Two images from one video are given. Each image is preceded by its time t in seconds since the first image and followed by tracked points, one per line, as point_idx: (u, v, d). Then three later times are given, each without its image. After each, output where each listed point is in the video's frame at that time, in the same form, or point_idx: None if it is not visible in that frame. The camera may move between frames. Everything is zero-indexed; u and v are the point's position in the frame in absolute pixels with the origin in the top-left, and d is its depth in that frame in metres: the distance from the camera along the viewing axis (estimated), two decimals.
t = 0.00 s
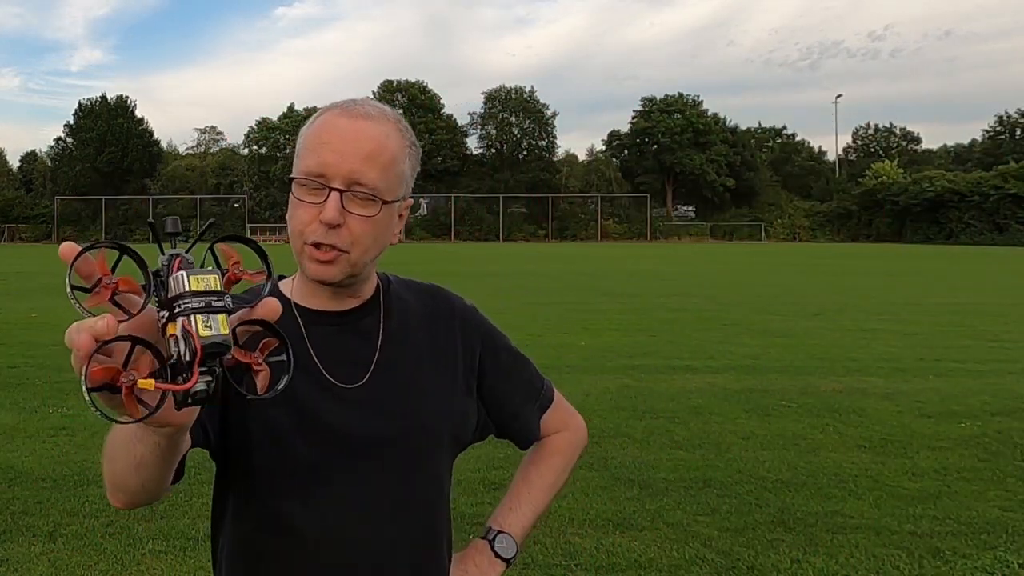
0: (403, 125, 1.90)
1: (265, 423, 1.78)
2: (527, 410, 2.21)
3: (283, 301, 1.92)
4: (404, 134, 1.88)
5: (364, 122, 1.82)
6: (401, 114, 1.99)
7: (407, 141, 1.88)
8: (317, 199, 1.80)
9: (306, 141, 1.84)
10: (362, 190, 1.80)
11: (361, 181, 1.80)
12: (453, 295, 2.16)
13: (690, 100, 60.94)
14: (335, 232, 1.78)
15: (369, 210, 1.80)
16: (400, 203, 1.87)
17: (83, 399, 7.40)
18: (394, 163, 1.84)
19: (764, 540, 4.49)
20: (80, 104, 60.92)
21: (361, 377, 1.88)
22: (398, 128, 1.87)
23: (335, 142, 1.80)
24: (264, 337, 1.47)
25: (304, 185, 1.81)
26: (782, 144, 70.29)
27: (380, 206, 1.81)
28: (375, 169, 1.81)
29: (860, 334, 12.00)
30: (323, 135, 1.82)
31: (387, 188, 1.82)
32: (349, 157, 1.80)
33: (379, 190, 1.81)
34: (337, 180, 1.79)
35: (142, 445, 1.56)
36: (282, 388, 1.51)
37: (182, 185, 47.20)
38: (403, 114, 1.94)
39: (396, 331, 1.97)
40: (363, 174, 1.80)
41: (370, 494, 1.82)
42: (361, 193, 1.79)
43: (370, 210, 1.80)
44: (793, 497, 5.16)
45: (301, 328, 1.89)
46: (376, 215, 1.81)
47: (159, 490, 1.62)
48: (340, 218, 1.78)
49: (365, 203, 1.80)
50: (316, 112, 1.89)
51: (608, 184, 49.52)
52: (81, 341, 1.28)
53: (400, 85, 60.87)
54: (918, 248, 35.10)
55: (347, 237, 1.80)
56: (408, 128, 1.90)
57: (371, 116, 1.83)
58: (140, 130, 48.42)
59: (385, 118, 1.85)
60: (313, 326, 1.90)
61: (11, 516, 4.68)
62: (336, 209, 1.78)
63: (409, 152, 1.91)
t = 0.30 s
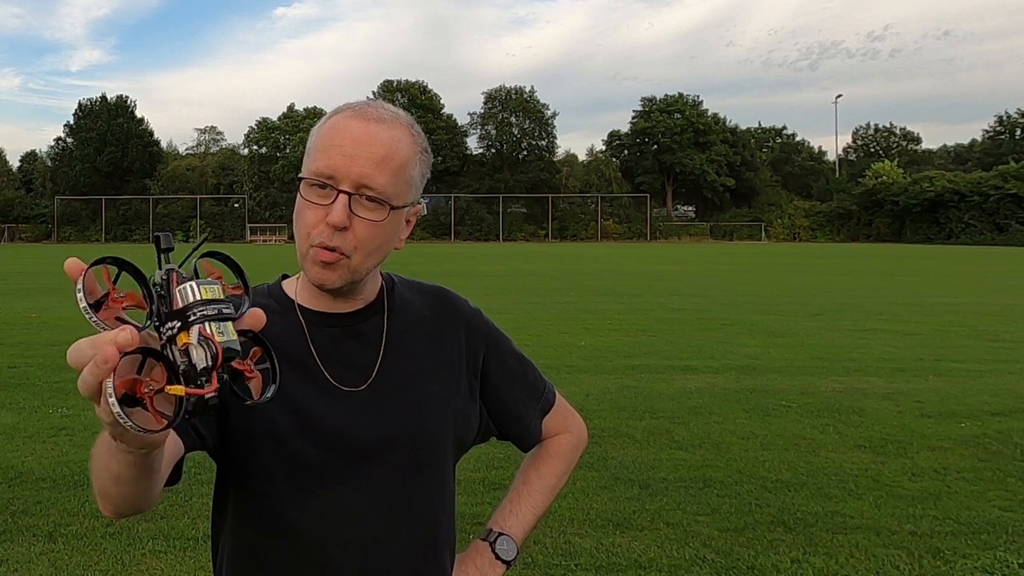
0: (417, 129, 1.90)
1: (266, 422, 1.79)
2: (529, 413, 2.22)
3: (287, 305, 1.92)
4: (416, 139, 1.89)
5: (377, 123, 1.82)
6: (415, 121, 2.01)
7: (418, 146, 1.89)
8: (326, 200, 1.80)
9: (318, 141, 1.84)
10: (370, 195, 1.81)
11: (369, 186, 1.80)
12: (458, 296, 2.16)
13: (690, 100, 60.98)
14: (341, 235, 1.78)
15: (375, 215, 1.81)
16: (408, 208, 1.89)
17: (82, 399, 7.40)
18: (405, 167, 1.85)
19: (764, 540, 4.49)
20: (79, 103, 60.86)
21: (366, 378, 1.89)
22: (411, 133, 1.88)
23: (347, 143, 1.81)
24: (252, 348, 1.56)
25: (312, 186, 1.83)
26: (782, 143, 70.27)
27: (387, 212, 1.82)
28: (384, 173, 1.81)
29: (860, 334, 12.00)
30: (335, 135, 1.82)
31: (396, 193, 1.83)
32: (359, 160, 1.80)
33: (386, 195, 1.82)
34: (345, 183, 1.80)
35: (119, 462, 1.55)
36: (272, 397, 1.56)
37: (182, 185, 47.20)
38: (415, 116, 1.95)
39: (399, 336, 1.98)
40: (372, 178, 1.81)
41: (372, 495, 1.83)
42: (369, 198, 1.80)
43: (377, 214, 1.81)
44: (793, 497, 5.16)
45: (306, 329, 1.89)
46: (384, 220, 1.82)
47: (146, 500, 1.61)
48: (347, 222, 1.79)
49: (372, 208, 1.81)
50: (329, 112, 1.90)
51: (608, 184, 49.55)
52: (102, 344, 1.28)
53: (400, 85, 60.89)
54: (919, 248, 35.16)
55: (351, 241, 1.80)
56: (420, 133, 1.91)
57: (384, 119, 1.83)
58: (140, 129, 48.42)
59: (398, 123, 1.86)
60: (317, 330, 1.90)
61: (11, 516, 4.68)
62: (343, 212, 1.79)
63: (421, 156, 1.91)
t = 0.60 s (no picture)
0: (444, 140, 1.92)
1: (272, 422, 1.79)
2: (533, 417, 2.23)
3: (293, 302, 1.91)
4: (443, 149, 1.91)
5: (405, 128, 1.84)
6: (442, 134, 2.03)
7: (444, 156, 1.91)
8: (344, 199, 1.81)
9: (343, 140, 1.87)
10: (390, 199, 1.81)
11: (390, 189, 1.81)
12: (465, 299, 2.16)
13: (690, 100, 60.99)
14: (358, 234, 1.78)
15: (394, 219, 1.81)
16: (427, 216, 1.89)
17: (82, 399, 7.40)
18: (428, 175, 1.87)
19: (764, 540, 4.49)
20: (79, 104, 60.87)
21: (373, 380, 1.88)
22: (439, 141, 1.90)
23: (373, 144, 1.83)
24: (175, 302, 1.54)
25: (333, 183, 1.83)
26: (782, 143, 70.31)
27: (406, 216, 1.82)
28: (407, 178, 1.83)
29: (860, 334, 11.99)
30: (361, 137, 1.85)
31: (416, 199, 1.84)
32: (383, 162, 1.82)
33: (407, 199, 1.83)
34: (368, 184, 1.81)
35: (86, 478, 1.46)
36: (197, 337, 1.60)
37: (182, 185, 47.22)
38: (444, 127, 1.96)
39: (407, 338, 1.97)
40: (394, 181, 1.82)
41: (377, 496, 1.83)
42: (388, 201, 1.81)
43: (395, 218, 1.82)
44: (793, 497, 5.16)
45: (315, 330, 1.88)
46: (402, 225, 1.82)
47: (137, 501, 1.56)
48: (365, 221, 1.78)
49: (391, 211, 1.81)
50: (357, 115, 1.92)
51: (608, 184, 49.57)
52: (154, 328, 1.24)
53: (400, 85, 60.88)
54: (919, 248, 35.16)
55: (369, 241, 1.79)
56: (447, 144, 1.93)
57: (412, 125, 1.85)
58: (140, 129, 48.41)
59: (426, 130, 1.88)
60: (325, 330, 1.88)
61: (11, 516, 4.69)
62: (362, 212, 1.79)
63: (445, 166, 1.93)
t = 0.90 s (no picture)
0: (452, 143, 1.92)
1: (276, 422, 1.79)
2: (539, 421, 2.24)
3: (299, 302, 1.91)
4: (452, 152, 1.91)
5: (412, 133, 1.84)
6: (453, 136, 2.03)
7: (453, 159, 1.90)
8: (349, 200, 1.81)
9: (351, 140, 1.87)
10: (395, 201, 1.81)
11: (396, 191, 1.81)
12: (472, 301, 2.16)
13: (690, 100, 60.97)
14: (362, 236, 1.77)
15: (398, 222, 1.81)
16: (434, 220, 1.89)
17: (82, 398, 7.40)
18: (435, 178, 1.86)
19: (764, 541, 4.49)
20: (79, 104, 60.80)
21: (379, 381, 1.88)
22: (447, 144, 1.90)
23: (379, 147, 1.83)
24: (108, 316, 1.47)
25: (339, 185, 1.83)
26: (782, 143, 70.25)
27: (410, 219, 1.82)
28: (412, 180, 1.82)
29: (859, 334, 11.99)
30: (366, 139, 1.84)
31: (422, 203, 1.83)
32: (389, 164, 1.82)
33: (412, 202, 1.82)
34: (373, 187, 1.81)
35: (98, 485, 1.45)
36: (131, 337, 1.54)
37: (182, 185, 47.27)
38: (453, 131, 1.96)
39: (413, 340, 1.97)
40: (399, 185, 1.81)
41: (380, 497, 1.83)
42: (393, 204, 1.80)
43: (400, 220, 1.81)
44: (794, 497, 5.16)
45: (322, 330, 1.88)
46: (407, 227, 1.82)
47: (140, 502, 1.56)
48: (370, 224, 1.78)
49: (396, 213, 1.81)
50: (365, 116, 1.91)
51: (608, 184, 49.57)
52: (173, 301, 1.28)
53: (400, 85, 60.86)
54: (919, 249, 35.15)
55: (373, 243, 1.79)
56: (456, 146, 1.93)
57: (420, 128, 1.85)
58: (140, 130, 48.42)
59: (434, 133, 1.87)
60: (332, 330, 1.88)
61: (11, 516, 4.69)
62: (366, 214, 1.78)
63: (454, 169, 1.92)
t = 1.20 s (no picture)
0: (447, 141, 1.92)
1: (276, 422, 1.79)
2: (540, 420, 2.24)
3: (298, 303, 1.91)
4: (446, 152, 1.91)
5: (406, 133, 1.84)
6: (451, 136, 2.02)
7: (448, 159, 1.91)
8: (345, 201, 1.81)
9: (347, 142, 1.87)
10: (390, 201, 1.81)
11: (391, 192, 1.81)
12: (472, 302, 2.16)
13: (690, 100, 61.01)
14: (358, 237, 1.78)
15: (394, 222, 1.81)
16: (431, 219, 1.89)
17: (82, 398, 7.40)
18: (430, 177, 1.86)
19: (764, 541, 4.48)
20: (79, 104, 60.77)
21: (380, 379, 1.89)
22: (444, 145, 1.89)
23: (374, 147, 1.82)
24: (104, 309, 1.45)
25: (334, 186, 1.84)
26: (782, 143, 70.27)
27: (405, 220, 1.82)
28: (408, 180, 1.82)
29: (859, 334, 11.99)
30: (361, 140, 1.84)
31: (417, 203, 1.84)
32: (384, 165, 1.82)
33: (407, 202, 1.82)
34: (367, 188, 1.81)
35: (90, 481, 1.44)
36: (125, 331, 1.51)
37: (182, 185, 47.29)
38: (448, 130, 1.96)
39: (414, 339, 1.97)
40: (393, 185, 1.81)
41: (382, 496, 1.83)
42: (389, 203, 1.81)
43: (395, 221, 1.81)
44: (794, 497, 5.16)
45: (323, 330, 1.88)
46: (403, 228, 1.82)
47: (138, 504, 1.55)
48: (365, 225, 1.78)
49: (391, 214, 1.81)
50: (360, 117, 1.91)
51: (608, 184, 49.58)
52: (177, 304, 1.29)
53: (400, 85, 60.85)
54: (919, 249, 35.16)
55: (369, 245, 1.79)
56: (450, 145, 1.93)
57: (415, 127, 1.85)
58: (140, 130, 48.42)
59: (428, 132, 1.87)
60: (331, 330, 1.89)
61: (11, 516, 4.69)
62: (361, 215, 1.79)
63: (450, 168, 1.92)
